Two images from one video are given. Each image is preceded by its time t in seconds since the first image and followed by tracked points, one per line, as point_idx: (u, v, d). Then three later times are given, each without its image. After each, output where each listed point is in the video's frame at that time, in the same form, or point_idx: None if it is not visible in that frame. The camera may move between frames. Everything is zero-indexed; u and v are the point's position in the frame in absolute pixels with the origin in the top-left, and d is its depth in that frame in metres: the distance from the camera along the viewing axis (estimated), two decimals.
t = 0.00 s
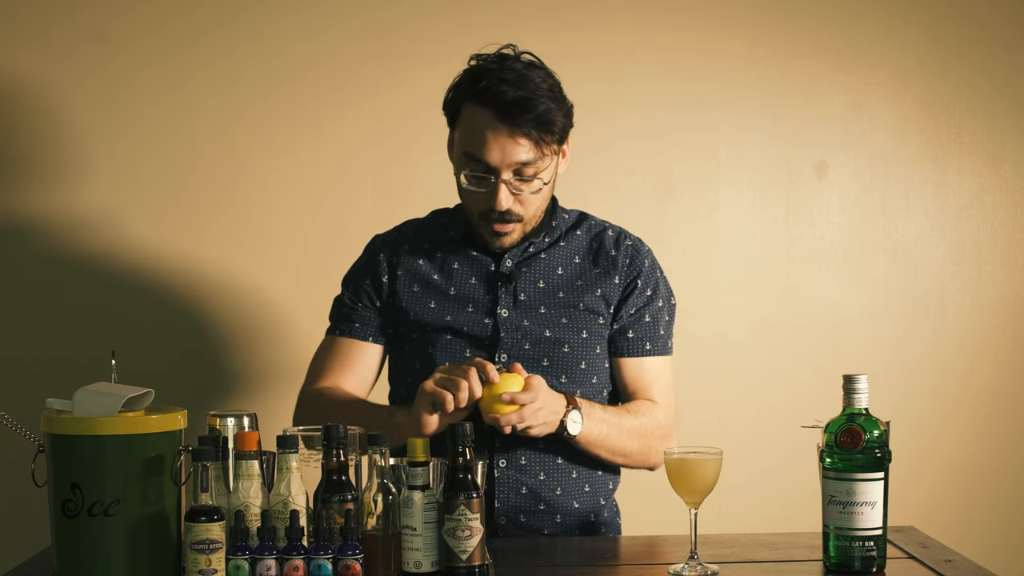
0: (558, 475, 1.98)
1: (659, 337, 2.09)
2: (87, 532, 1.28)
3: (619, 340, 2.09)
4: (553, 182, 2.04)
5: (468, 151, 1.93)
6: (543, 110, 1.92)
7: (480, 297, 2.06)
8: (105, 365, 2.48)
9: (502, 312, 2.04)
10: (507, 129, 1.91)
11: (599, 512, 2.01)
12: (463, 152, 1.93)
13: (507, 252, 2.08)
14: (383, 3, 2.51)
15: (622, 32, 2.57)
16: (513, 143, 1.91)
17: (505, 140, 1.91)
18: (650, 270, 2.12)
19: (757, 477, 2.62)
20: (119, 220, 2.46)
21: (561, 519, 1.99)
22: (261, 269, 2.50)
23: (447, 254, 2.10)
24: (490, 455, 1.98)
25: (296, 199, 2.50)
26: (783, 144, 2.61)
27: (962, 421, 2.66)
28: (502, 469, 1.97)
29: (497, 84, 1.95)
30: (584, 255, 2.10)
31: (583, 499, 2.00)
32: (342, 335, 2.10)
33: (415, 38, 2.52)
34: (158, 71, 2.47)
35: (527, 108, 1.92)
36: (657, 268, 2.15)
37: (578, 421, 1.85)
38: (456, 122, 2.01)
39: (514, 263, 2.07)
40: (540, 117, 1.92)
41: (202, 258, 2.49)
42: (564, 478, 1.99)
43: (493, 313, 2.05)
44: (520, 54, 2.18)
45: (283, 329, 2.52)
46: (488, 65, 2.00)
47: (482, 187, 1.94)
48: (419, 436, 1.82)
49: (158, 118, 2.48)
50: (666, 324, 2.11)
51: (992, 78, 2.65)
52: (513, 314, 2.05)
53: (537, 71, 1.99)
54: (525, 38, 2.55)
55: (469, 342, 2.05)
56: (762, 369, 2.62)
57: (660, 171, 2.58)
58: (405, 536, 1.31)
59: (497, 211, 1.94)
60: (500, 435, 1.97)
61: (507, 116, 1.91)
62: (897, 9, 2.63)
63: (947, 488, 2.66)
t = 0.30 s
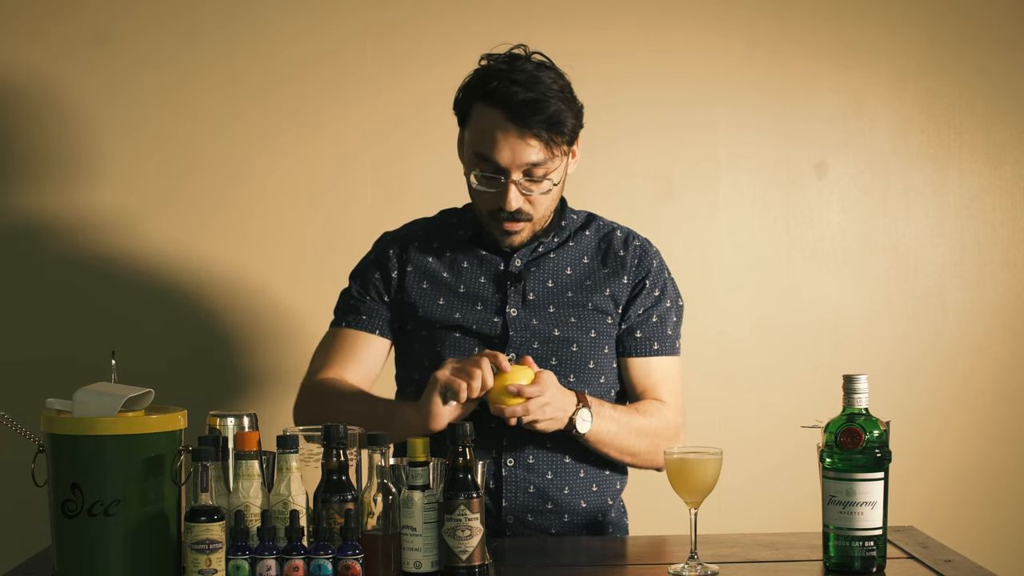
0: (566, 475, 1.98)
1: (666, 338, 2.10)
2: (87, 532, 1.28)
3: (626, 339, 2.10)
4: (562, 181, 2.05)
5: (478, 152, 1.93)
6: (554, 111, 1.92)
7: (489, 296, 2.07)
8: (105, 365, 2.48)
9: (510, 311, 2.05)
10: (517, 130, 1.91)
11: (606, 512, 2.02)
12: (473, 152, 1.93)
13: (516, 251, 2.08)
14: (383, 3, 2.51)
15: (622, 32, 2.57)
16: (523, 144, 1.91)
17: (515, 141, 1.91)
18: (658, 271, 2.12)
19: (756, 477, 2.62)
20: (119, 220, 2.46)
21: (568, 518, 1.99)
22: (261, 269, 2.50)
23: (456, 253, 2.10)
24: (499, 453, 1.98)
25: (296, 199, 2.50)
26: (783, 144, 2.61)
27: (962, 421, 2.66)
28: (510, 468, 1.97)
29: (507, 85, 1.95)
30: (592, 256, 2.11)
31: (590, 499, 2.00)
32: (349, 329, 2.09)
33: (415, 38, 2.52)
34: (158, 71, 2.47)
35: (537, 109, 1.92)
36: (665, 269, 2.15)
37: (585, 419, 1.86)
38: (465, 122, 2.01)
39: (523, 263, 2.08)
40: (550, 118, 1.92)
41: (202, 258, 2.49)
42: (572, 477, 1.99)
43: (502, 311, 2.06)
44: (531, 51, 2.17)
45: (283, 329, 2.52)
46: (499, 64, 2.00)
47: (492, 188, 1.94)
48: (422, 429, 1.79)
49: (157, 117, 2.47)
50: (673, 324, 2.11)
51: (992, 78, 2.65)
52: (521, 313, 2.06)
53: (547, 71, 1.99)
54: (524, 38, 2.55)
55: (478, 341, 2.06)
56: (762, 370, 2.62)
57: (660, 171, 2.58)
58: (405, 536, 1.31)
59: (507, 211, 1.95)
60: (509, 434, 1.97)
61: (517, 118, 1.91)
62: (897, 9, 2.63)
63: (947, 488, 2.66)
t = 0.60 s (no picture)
0: (568, 475, 1.98)
1: (669, 338, 2.09)
2: (87, 532, 1.28)
3: (629, 340, 2.09)
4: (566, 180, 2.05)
5: (480, 151, 1.93)
6: (555, 110, 1.92)
7: (493, 297, 2.07)
8: (105, 365, 2.48)
9: (514, 312, 2.05)
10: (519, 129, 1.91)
11: (609, 512, 2.01)
12: (476, 152, 1.94)
13: (520, 252, 2.08)
14: (382, 3, 2.51)
15: (621, 32, 2.57)
16: (525, 143, 1.92)
17: (516, 140, 1.91)
18: (662, 270, 2.13)
19: (756, 477, 2.62)
20: (119, 220, 2.46)
21: (570, 519, 1.99)
22: (261, 269, 2.50)
23: (461, 253, 2.11)
24: (501, 454, 1.98)
25: (296, 199, 2.50)
26: (783, 144, 2.61)
27: (961, 421, 2.66)
28: (512, 469, 1.97)
29: (508, 84, 1.95)
30: (597, 256, 2.11)
31: (592, 499, 2.00)
32: (352, 325, 2.10)
33: (415, 38, 2.52)
34: (158, 71, 2.47)
35: (538, 108, 1.92)
36: (669, 269, 2.15)
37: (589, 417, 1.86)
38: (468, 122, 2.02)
39: (527, 264, 2.08)
40: (551, 117, 1.93)
41: (202, 258, 2.49)
42: (574, 478, 1.99)
43: (506, 312, 2.06)
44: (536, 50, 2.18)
45: (283, 329, 2.52)
46: (500, 64, 2.01)
47: (494, 187, 1.95)
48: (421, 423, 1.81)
49: (157, 117, 2.47)
50: (677, 325, 2.11)
51: (992, 78, 2.65)
52: (525, 314, 2.06)
53: (549, 70, 1.99)
54: (524, 39, 2.55)
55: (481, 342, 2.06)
56: (762, 370, 2.62)
57: (660, 171, 2.58)
58: (405, 536, 1.31)
59: (509, 211, 1.95)
60: (511, 434, 1.97)
61: (518, 117, 1.92)
62: (897, 9, 2.63)
63: (947, 488, 2.66)
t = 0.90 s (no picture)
0: (570, 475, 1.99)
1: (670, 333, 2.09)
2: (86, 532, 1.28)
3: (630, 335, 2.10)
4: (566, 173, 2.05)
5: (479, 143, 1.94)
6: (551, 98, 1.94)
7: (495, 293, 2.07)
8: (105, 365, 2.48)
9: (516, 307, 2.05)
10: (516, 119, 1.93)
11: (610, 512, 2.01)
12: (474, 145, 1.95)
13: (523, 248, 2.08)
14: (382, 3, 2.51)
15: (621, 32, 2.57)
16: (522, 133, 1.92)
17: (514, 131, 1.92)
18: (664, 266, 2.13)
19: (756, 477, 2.62)
20: (118, 220, 2.46)
21: (572, 519, 1.99)
22: (262, 269, 2.50)
23: (463, 249, 2.11)
24: (503, 453, 1.98)
25: (296, 199, 2.50)
26: (783, 144, 2.61)
27: (962, 421, 2.66)
28: (514, 468, 1.97)
29: (505, 75, 1.97)
30: (598, 252, 2.11)
31: (594, 499, 2.00)
32: (354, 324, 2.10)
33: (415, 38, 2.52)
34: (157, 71, 2.47)
35: (534, 97, 1.93)
36: (671, 264, 2.15)
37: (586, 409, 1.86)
38: (467, 116, 2.03)
39: (529, 260, 2.08)
40: (548, 106, 1.94)
41: (202, 258, 2.48)
42: (576, 478, 1.99)
43: (508, 308, 2.06)
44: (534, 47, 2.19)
45: (283, 329, 2.52)
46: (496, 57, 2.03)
47: (493, 179, 1.95)
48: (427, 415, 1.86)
49: (157, 117, 2.47)
50: (678, 320, 2.11)
51: (992, 78, 2.65)
52: (527, 310, 2.05)
53: (545, 61, 2.01)
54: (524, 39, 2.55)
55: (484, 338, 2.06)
56: (762, 370, 2.62)
57: (660, 171, 2.58)
58: (405, 536, 1.31)
59: (509, 202, 1.95)
60: (513, 433, 1.98)
61: (515, 107, 1.93)
62: (897, 9, 2.63)
63: (947, 488, 2.66)
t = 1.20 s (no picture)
0: (571, 474, 1.99)
1: (667, 328, 2.08)
2: (87, 532, 1.28)
3: (627, 331, 2.09)
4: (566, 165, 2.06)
5: (480, 133, 1.96)
6: (550, 86, 1.95)
7: (495, 291, 2.08)
8: (105, 365, 2.48)
9: (515, 306, 2.06)
10: (515, 107, 1.94)
11: (610, 512, 2.01)
12: (475, 134, 1.96)
13: (522, 247, 2.09)
14: (382, 3, 2.52)
15: (621, 32, 2.57)
16: (521, 120, 1.94)
17: (514, 118, 1.94)
18: (662, 263, 2.13)
19: (756, 476, 2.62)
20: (118, 220, 2.45)
21: (573, 518, 1.99)
22: (262, 269, 2.50)
23: (462, 247, 2.11)
24: (504, 453, 1.98)
25: (296, 199, 2.50)
26: (783, 144, 2.61)
27: (961, 421, 2.66)
28: (515, 467, 1.98)
29: (504, 64, 1.99)
30: (598, 250, 2.11)
31: (595, 499, 2.00)
32: (358, 324, 2.07)
33: (415, 38, 2.52)
34: (157, 72, 2.47)
35: (533, 85, 1.95)
36: (669, 262, 2.16)
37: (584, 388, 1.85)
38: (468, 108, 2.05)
39: (529, 259, 2.09)
40: (547, 93, 1.96)
41: (202, 258, 2.48)
42: (577, 478, 1.99)
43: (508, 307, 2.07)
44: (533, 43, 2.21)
45: (283, 329, 2.52)
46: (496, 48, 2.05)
47: (494, 168, 1.96)
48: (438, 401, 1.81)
49: (157, 116, 2.47)
50: (675, 316, 2.10)
51: (992, 78, 2.65)
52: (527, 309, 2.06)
53: (544, 50, 2.03)
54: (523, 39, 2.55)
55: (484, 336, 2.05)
56: (762, 370, 2.62)
57: (660, 171, 2.58)
58: (405, 536, 1.31)
59: (510, 191, 1.96)
60: (513, 433, 1.98)
61: (514, 94, 1.95)
62: (897, 9, 2.63)
63: (947, 488, 2.66)
